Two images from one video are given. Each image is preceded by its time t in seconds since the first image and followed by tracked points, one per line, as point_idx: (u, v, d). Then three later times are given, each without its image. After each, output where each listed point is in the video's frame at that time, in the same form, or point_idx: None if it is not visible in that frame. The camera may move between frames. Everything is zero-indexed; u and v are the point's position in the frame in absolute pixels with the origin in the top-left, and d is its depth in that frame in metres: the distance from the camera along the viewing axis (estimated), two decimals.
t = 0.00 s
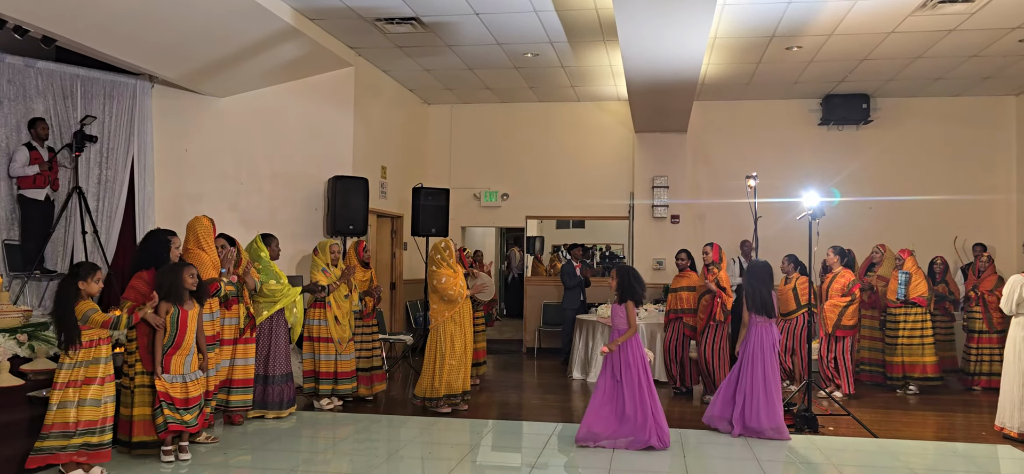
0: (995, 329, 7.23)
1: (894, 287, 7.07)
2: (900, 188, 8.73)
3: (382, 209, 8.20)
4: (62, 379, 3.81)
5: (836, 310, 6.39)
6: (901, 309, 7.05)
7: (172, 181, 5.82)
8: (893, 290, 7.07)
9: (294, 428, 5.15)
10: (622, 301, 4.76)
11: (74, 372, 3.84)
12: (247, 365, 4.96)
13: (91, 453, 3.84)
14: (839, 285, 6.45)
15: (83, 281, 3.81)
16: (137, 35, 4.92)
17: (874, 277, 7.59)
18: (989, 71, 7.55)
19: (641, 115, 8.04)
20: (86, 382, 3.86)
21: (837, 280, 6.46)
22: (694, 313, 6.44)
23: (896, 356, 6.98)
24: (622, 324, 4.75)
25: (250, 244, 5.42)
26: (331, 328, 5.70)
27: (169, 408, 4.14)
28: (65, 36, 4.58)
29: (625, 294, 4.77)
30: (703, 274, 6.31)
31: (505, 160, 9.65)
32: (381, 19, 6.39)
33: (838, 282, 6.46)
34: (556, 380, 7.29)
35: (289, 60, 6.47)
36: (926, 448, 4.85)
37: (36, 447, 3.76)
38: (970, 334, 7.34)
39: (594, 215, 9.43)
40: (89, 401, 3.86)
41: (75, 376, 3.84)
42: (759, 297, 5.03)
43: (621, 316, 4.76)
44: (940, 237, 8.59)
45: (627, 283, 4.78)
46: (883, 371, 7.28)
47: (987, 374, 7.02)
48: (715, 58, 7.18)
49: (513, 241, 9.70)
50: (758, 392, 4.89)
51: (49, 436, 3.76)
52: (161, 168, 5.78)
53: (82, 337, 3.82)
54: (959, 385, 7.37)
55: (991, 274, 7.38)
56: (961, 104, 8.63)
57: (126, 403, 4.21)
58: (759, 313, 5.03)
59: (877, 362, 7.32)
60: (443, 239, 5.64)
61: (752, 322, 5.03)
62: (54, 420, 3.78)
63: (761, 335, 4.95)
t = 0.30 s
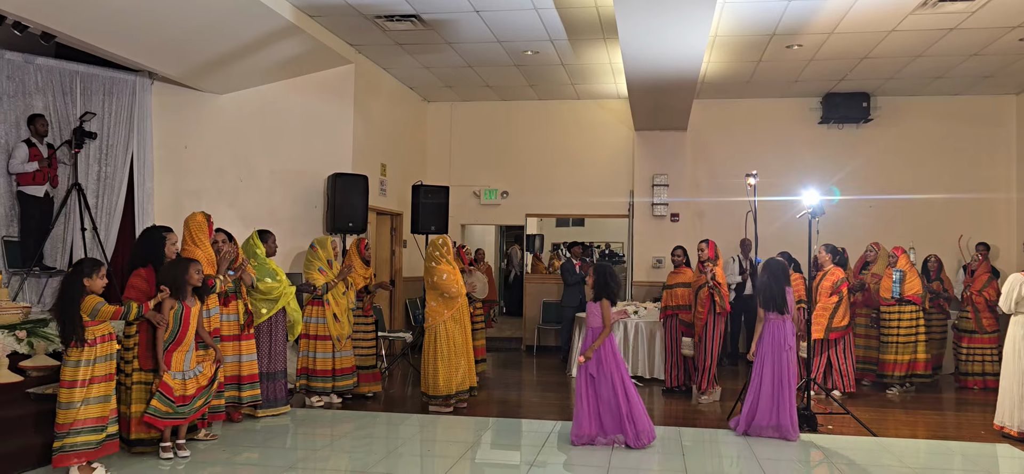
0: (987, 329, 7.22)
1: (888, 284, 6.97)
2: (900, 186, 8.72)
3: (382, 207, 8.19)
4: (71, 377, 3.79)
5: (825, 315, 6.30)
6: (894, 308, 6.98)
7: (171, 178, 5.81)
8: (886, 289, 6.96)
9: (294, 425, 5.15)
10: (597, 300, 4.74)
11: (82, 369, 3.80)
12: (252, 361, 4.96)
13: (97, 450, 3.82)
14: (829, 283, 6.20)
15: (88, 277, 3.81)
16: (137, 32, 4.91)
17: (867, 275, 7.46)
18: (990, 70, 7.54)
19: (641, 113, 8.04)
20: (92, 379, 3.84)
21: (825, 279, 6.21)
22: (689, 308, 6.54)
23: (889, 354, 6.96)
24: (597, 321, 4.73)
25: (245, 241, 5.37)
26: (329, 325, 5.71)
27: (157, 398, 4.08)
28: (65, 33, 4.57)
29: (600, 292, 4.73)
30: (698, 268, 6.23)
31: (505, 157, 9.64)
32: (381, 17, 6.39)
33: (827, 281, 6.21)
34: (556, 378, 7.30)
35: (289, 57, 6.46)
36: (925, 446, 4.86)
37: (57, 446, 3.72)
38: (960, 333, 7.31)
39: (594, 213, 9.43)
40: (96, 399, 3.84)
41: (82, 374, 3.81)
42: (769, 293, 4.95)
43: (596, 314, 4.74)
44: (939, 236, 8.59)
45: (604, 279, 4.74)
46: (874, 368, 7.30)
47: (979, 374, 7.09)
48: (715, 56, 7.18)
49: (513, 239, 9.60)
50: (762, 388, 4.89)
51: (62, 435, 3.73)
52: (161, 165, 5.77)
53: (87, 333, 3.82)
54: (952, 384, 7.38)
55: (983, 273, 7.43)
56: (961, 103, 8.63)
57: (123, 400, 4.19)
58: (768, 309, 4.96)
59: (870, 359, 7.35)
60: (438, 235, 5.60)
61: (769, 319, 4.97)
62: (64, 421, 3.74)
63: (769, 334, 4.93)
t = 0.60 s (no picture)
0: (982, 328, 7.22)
1: (882, 284, 7.02)
2: (901, 185, 8.72)
3: (383, 205, 8.20)
4: (74, 375, 3.80)
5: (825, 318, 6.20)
6: (887, 308, 6.98)
7: (172, 176, 5.80)
8: (880, 288, 7.02)
9: (294, 423, 5.14)
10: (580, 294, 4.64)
11: (86, 368, 3.82)
12: (246, 362, 4.95)
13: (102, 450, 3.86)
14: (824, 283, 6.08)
15: (92, 274, 3.80)
16: (137, 29, 4.90)
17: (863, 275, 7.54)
18: (990, 69, 7.54)
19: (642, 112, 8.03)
20: (95, 378, 3.84)
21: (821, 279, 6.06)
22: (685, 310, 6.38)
23: (883, 354, 6.91)
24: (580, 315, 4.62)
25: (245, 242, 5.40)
26: (327, 323, 5.71)
27: (164, 396, 4.10)
28: (66, 29, 4.56)
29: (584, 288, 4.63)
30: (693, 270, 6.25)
31: (506, 156, 9.64)
32: (382, 14, 6.38)
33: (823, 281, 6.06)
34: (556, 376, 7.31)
35: (290, 54, 6.46)
36: (924, 445, 4.86)
37: (69, 446, 3.77)
38: (956, 333, 7.36)
39: (594, 211, 9.43)
40: (100, 400, 3.86)
41: (86, 373, 3.81)
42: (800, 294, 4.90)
43: (579, 308, 4.64)
44: (939, 235, 8.60)
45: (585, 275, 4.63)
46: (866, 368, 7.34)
47: (975, 374, 7.11)
48: (716, 55, 7.18)
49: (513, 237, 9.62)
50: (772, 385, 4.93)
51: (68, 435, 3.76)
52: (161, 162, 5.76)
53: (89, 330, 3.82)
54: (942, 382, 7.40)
55: (975, 273, 7.29)
56: (962, 102, 8.63)
57: (122, 397, 4.18)
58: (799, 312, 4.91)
59: (865, 360, 7.38)
60: (434, 234, 5.58)
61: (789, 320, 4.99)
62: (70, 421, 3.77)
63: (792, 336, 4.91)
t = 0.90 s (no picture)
0: (976, 329, 7.27)
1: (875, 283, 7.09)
2: (902, 185, 8.72)
3: (383, 204, 8.20)
4: (74, 374, 3.80)
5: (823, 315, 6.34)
6: (881, 306, 7.05)
7: (173, 175, 5.81)
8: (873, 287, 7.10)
9: (294, 422, 5.15)
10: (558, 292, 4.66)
11: (88, 367, 3.82)
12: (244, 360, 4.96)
13: (103, 452, 3.86)
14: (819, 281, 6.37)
15: (94, 273, 3.81)
16: (139, 28, 4.90)
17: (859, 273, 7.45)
18: (991, 69, 7.54)
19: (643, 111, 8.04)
20: (96, 378, 3.84)
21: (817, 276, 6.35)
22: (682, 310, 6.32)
23: (877, 353, 6.95)
24: (558, 313, 4.65)
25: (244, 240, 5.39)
26: (328, 321, 5.74)
27: (159, 396, 4.10)
28: (68, 28, 4.57)
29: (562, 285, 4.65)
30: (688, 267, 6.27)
31: (507, 155, 9.64)
32: (383, 13, 6.37)
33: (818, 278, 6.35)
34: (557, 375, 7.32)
35: (291, 53, 6.46)
36: (924, 445, 4.87)
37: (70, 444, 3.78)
38: (949, 333, 7.37)
39: (595, 210, 9.43)
40: (101, 400, 3.86)
41: (87, 372, 3.81)
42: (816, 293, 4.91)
43: (557, 306, 4.67)
44: (939, 235, 8.60)
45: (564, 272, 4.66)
46: (862, 368, 7.36)
47: (976, 373, 7.06)
48: (718, 54, 7.17)
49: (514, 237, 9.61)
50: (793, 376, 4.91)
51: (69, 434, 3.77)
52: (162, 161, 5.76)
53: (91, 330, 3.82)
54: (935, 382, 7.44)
55: (971, 272, 7.42)
56: (963, 101, 8.62)
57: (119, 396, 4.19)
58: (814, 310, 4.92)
59: (861, 358, 7.42)
60: (433, 233, 5.55)
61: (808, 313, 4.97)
62: (71, 420, 3.78)
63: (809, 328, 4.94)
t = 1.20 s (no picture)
0: (972, 329, 7.27)
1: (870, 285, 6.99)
2: (903, 185, 8.72)
3: (384, 204, 8.20)
4: (72, 373, 3.80)
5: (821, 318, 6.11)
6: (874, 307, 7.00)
7: (174, 174, 5.81)
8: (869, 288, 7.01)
9: (294, 421, 5.16)
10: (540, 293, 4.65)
11: (87, 366, 3.82)
12: (248, 359, 4.96)
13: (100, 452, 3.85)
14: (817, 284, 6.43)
15: (94, 272, 3.82)
16: (140, 27, 4.90)
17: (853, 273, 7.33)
18: (993, 69, 7.53)
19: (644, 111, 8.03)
20: (93, 377, 3.84)
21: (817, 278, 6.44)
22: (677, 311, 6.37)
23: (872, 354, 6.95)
24: (539, 316, 4.66)
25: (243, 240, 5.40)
26: (328, 320, 5.74)
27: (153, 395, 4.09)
28: (69, 27, 4.57)
29: (545, 285, 4.64)
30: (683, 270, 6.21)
31: (506, 155, 9.65)
32: (384, 13, 6.37)
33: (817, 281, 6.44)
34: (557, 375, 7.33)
35: (292, 52, 6.46)
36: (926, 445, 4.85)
37: (65, 444, 3.77)
38: (946, 333, 7.33)
39: (596, 210, 9.42)
40: (98, 400, 3.85)
41: (86, 371, 3.81)
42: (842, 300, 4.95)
43: (538, 309, 4.67)
44: (938, 236, 8.60)
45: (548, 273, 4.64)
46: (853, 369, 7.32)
47: (964, 372, 7.04)
48: (719, 54, 7.16)
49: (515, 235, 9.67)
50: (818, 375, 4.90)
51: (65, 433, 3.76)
52: (163, 160, 5.76)
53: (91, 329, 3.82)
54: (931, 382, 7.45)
55: (968, 273, 7.42)
56: (964, 102, 8.61)
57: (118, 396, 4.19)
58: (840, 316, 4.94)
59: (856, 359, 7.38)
60: (433, 232, 5.54)
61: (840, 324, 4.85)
62: (69, 420, 3.77)
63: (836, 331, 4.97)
